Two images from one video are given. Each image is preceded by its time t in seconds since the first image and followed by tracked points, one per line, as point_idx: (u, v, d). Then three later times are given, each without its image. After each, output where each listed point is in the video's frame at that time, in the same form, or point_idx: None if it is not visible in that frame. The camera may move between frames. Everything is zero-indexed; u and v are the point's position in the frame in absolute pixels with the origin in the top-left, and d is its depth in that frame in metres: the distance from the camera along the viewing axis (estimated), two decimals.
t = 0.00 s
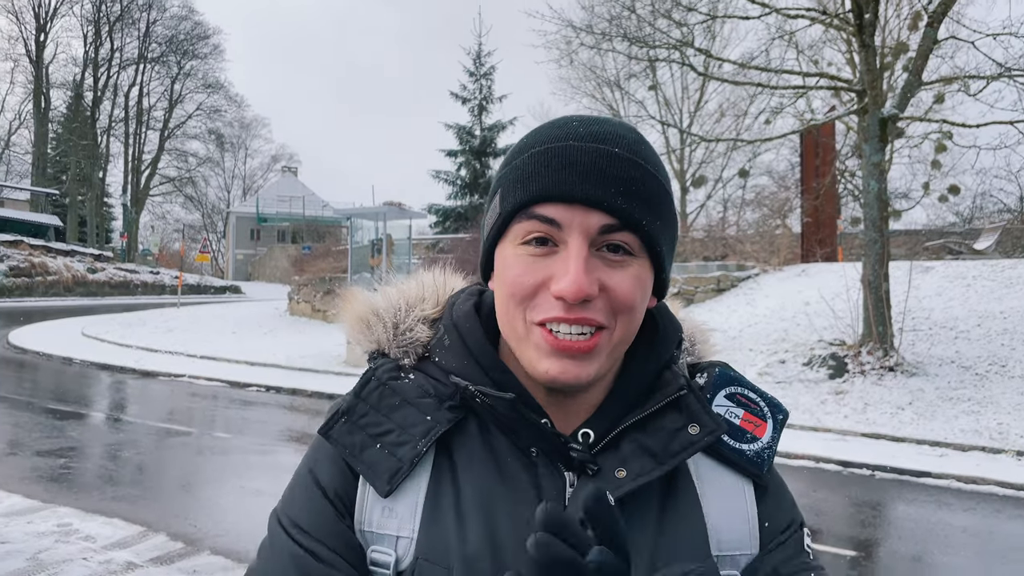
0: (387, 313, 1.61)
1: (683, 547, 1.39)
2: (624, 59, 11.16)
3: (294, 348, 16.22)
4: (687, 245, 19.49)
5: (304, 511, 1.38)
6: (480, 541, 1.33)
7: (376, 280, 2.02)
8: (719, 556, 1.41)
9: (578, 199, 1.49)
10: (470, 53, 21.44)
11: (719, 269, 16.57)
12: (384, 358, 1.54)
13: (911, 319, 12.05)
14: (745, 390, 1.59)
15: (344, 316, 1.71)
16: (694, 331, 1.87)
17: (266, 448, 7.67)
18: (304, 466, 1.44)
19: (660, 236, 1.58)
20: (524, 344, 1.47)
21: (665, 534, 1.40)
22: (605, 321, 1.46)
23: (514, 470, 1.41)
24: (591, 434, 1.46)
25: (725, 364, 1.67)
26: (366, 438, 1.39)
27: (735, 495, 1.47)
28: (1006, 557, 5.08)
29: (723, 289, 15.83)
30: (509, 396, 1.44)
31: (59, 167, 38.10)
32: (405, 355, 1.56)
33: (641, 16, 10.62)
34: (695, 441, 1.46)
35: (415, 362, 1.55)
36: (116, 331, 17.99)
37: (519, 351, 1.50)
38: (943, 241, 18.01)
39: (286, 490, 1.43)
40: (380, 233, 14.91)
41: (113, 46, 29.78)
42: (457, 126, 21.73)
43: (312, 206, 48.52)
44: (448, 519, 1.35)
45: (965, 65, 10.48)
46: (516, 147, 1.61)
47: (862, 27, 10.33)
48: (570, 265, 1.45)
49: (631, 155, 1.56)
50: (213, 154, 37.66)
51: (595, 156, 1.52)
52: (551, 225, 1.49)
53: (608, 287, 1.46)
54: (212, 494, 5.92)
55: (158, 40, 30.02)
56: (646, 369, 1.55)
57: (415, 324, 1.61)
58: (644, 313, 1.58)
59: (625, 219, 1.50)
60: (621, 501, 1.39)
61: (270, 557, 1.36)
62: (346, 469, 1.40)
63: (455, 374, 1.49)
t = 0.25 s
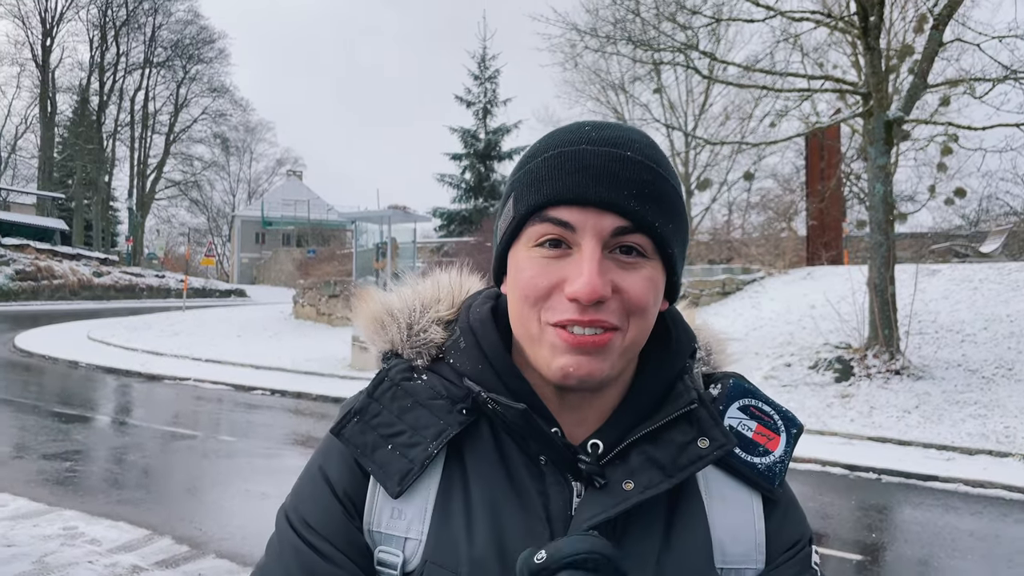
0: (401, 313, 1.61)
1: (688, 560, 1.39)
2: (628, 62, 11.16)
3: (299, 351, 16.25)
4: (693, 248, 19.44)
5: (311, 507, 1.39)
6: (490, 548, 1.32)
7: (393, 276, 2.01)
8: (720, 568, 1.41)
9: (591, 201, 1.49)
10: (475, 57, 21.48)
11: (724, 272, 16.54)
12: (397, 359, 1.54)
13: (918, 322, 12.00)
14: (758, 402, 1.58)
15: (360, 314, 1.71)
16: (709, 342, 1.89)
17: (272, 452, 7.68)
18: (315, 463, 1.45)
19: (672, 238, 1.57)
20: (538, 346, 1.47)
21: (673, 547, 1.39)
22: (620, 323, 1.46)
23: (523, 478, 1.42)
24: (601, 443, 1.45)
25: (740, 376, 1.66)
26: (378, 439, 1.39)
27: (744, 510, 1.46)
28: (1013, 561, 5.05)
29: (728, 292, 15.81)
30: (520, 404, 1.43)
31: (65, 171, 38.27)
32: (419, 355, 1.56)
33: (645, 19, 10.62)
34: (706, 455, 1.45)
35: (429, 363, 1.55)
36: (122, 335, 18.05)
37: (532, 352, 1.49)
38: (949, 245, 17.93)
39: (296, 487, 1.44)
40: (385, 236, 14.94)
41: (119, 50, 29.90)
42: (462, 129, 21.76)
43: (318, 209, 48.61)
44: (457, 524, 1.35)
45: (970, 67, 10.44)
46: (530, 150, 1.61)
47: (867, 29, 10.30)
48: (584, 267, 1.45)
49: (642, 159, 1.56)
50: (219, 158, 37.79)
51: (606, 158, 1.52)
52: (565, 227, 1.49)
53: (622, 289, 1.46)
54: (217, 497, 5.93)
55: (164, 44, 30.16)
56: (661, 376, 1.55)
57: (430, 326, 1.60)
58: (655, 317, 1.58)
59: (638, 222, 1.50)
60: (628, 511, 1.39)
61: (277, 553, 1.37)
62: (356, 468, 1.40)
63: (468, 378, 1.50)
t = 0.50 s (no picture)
0: (407, 314, 1.63)
1: (689, 562, 1.39)
2: (634, 66, 11.16)
3: (304, 355, 16.27)
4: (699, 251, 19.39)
5: (317, 505, 1.40)
6: (495, 549, 1.33)
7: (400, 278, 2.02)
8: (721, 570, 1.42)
9: (593, 206, 1.49)
10: (480, 60, 21.53)
11: (730, 275, 16.51)
12: (403, 361, 1.55)
13: (925, 325, 11.94)
14: (763, 408, 1.60)
15: (367, 315, 1.72)
16: (714, 348, 1.90)
17: (278, 455, 7.70)
18: (323, 462, 1.45)
19: (674, 242, 1.58)
20: (542, 348, 1.48)
21: (675, 549, 1.40)
22: (622, 327, 1.46)
23: (528, 480, 1.43)
24: (605, 446, 1.46)
25: (744, 383, 1.67)
26: (385, 440, 1.40)
27: (748, 515, 1.46)
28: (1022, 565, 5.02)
29: (734, 295, 15.79)
30: (525, 407, 1.43)
31: (73, 175, 38.47)
32: (426, 356, 1.57)
33: (650, 23, 10.62)
34: (709, 458, 1.45)
35: (435, 364, 1.56)
36: (129, 339, 18.12)
37: (535, 355, 1.50)
38: (956, 247, 17.86)
39: (303, 486, 1.45)
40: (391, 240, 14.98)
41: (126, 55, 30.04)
42: (467, 133, 21.81)
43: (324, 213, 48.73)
44: (463, 524, 1.36)
45: (977, 69, 10.41)
46: (534, 154, 1.62)
47: (873, 32, 10.28)
48: (587, 272, 1.46)
49: (644, 164, 1.56)
50: (225, 162, 37.95)
51: (610, 163, 1.53)
52: (569, 232, 1.50)
53: (624, 293, 1.47)
54: (224, 500, 5.94)
55: (171, 49, 30.31)
56: (665, 379, 1.55)
57: (436, 328, 1.62)
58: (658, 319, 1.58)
59: (641, 226, 1.51)
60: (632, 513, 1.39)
61: (284, 550, 1.38)
62: (363, 468, 1.41)
63: (474, 379, 1.50)
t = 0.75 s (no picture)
0: (411, 319, 1.63)
1: (693, 556, 1.39)
2: (639, 67, 11.17)
3: (310, 357, 16.30)
4: (704, 253, 19.36)
5: (326, 503, 1.41)
6: (504, 545, 1.33)
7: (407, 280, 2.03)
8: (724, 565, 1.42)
9: (593, 228, 1.49)
10: (485, 63, 21.57)
11: (735, 276, 16.50)
12: (408, 361, 1.56)
13: (931, 327, 11.90)
14: (761, 405, 1.60)
15: (372, 318, 1.73)
16: (711, 345, 1.88)
17: (283, 457, 7.71)
18: (330, 462, 1.46)
19: (673, 266, 1.57)
20: (537, 364, 1.48)
21: (678, 544, 1.40)
22: (615, 348, 1.47)
23: (531, 479, 1.43)
24: (607, 445, 1.46)
25: (743, 380, 1.67)
26: (392, 439, 1.41)
27: (747, 508, 1.47)
28: None
29: (740, 297, 15.77)
30: (528, 406, 1.43)
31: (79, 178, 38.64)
32: (430, 358, 1.58)
33: (655, 24, 10.63)
34: (710, 458, 1.45)
35: (440, 366, 1.57)
36: (135, 341, 18.18)
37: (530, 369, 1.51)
38: (962, 249, 17.81)
39: (312, 485, 1.46)
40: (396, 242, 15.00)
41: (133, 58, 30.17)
42: (472, 135, 21.85)
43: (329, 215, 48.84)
44: (472, 520, 1.36)
45: (983, 70, 10.39)
46: (537, 166, 1.62)
47: (878, 33, 10.26)
48: (581, 293, 1.46)
49: (647, 185, 1.55)
50: (231, 165, 38.08)
51: (611, 185, 1.52)
52: (565, 252, 1.50)
53: (617, 315, 1.47)
54: (229, 502, 5.96)
55: (177, 52, 30.44)
56: (666, 380, 1.55)
57: (441, 330, 1.62)
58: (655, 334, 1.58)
59: (638, 251, 1.50)
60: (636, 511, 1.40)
61: (292, 547, 1.39)
62: (370, 468, 1.42)
63: (478, 379, 1.50)
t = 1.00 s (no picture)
0: (415, 321, 1.64)
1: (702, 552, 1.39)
2: (643, 68, 11.16)
3: (315, 358, 16.32)
4: (710, 254, 19.32)
5: (333, 507, 1.41)
6: (509, 544, 1.33)
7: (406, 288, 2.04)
8: (733, 559, 1.41)
9: (598, 208, 1.51)
10: (489, 64, 21.58)
11: (740, 277, 16.46)
12: (413, 365, 1.57)
13: (938, 328, 11.85)
14: (763, 402, 1.60)
15: (375, 324, 1.73)
16: (713, 345, 1.86)
17: (288, 458, 7.73)
18: (337, 467, 1.47)
19: (673, 236, 1.60)
20: (554, 349, 1.47)
21: (686, 540, 1.40)
22: (631, 325, 1.47)
23: (538, 478, 1.44)
24: (611, 442, 1.46)
25: (745, 378, 1.67)
26: (398, 442, 1.42)
27: (752, 503, 1.46)
28: None
29: (745, 298, 15.73)
30: (532, 405, 1.44)
31: (86, 180, 38.78)
32: (434, 361, 1.58)
33: (660, 25, 10.61)
34: (713, 453, 1.46)
35: (444, 368, 1.57)
36: (141, 343, 18.23)
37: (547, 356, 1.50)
38: (968, 249, 17.72)
39: (319, 489, 1.47)
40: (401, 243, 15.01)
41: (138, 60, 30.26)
42: (476, 136, 21.86)
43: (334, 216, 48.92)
44: (478, 520, 1.37)
45: (989, 70, 10.34)
46: (530, 160, 1.63)
47: (883, 34, 10.22)
48: (596, 272, 1.46)
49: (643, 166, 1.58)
50: (236, 166, 38.18)
51: (610, 164, 1.54)
52: (574, 234, 1.51)
53: (632, 291, 1.47)
54: (234, 503, 5.97)
55: (182, 54, 30.54)
56: (668, 374, 1.56)
57: (445, 333, 1.63)
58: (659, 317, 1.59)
59: (643, 223, 1.52)
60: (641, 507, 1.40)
61: (301, 550, 1.39)
62: (377, 471, 1.42)
63: (482, 382, 1.51)
